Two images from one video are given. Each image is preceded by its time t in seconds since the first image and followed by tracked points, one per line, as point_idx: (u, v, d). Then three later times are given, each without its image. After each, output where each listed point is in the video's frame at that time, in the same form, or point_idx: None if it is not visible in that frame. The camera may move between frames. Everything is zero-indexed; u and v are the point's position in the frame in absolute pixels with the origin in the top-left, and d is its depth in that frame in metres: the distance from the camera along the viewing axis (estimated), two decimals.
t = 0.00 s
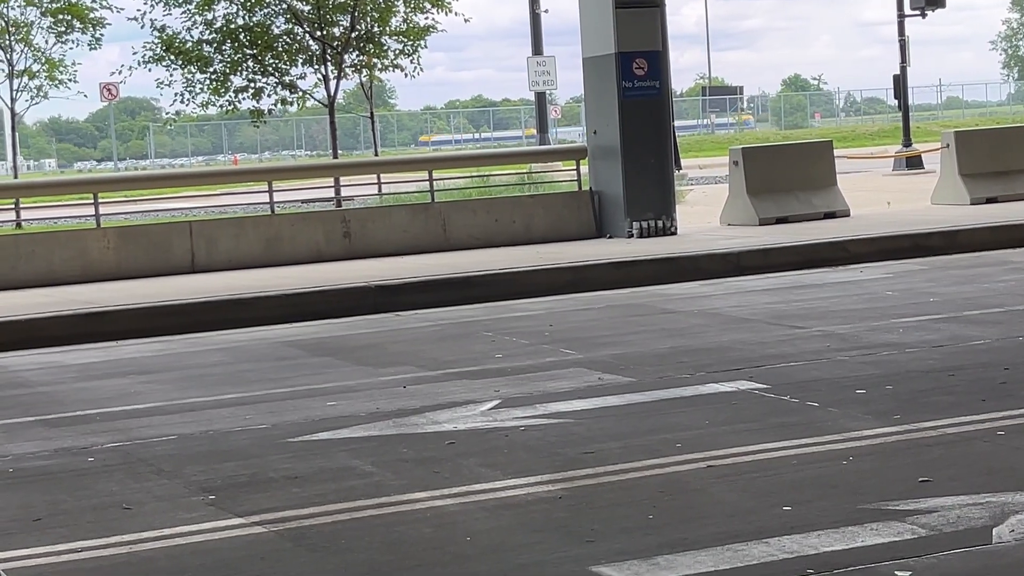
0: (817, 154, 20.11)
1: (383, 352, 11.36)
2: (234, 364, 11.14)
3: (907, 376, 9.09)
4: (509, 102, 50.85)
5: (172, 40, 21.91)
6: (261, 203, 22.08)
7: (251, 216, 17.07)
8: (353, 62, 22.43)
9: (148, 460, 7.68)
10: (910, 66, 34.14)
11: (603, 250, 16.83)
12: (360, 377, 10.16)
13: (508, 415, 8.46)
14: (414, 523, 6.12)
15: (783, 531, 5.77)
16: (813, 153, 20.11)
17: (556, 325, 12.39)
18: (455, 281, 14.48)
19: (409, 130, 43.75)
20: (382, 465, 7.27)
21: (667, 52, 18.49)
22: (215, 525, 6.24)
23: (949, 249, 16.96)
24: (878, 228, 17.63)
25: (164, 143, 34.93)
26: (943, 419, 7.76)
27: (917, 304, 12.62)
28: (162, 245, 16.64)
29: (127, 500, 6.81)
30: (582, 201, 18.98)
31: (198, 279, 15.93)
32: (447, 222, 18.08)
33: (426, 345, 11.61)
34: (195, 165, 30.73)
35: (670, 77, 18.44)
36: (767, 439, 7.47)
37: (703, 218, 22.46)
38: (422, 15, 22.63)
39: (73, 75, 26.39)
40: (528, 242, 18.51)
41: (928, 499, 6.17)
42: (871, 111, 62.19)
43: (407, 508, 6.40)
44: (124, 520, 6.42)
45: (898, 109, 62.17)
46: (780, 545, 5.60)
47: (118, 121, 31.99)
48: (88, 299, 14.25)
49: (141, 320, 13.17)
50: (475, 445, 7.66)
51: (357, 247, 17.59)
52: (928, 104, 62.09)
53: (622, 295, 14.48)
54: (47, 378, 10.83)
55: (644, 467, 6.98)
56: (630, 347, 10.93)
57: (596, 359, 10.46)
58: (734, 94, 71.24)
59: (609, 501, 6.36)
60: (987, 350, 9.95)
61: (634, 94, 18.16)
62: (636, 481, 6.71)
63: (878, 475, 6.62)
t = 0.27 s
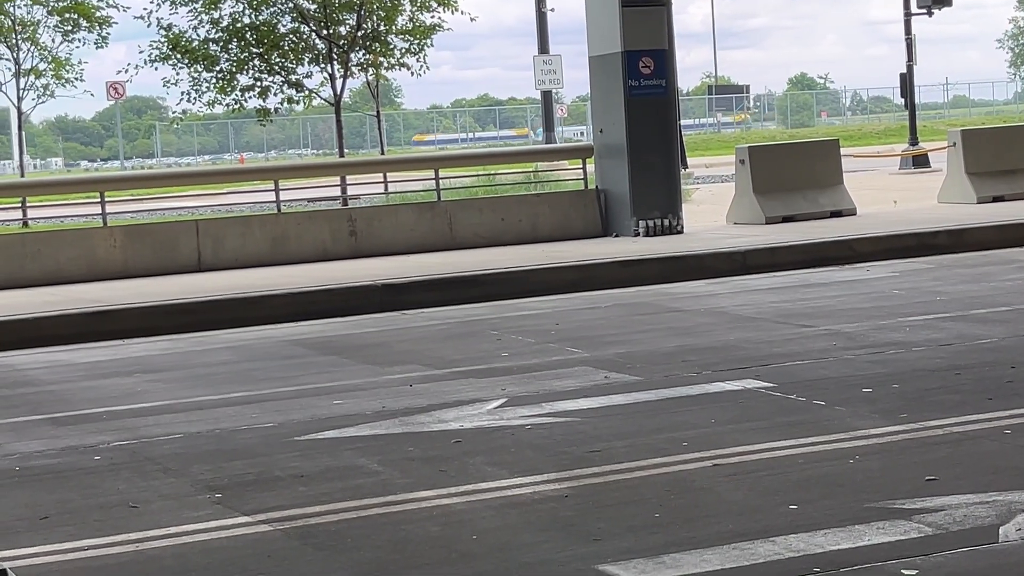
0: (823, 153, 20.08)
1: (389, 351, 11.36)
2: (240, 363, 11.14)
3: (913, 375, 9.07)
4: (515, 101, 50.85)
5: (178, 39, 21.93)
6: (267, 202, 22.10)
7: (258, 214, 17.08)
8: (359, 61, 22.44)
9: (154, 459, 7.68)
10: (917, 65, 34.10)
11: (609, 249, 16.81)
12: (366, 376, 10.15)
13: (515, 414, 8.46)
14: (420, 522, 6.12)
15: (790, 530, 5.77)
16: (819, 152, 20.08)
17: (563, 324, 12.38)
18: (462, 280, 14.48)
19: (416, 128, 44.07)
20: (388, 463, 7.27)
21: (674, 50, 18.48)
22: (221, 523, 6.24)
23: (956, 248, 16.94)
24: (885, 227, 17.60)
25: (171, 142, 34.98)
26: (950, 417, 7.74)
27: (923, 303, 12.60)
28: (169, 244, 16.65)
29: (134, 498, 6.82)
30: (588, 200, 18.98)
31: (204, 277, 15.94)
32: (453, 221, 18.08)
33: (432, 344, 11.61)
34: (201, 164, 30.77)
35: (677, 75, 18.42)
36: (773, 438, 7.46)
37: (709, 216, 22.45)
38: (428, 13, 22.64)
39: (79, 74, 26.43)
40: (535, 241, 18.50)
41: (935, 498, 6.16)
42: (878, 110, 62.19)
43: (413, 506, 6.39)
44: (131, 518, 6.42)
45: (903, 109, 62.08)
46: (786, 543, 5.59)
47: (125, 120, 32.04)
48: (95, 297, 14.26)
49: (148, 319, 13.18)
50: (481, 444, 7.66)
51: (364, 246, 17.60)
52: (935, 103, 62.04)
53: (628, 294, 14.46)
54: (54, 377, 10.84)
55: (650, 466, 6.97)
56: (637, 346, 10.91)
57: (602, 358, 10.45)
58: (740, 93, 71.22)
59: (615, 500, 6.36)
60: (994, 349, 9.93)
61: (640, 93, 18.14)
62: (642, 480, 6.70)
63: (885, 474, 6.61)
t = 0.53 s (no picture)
0: (829, 153, 20.07)
1: (395, 350, 11.36)
2: (246, 362, 11.14)
3: (920, 375, 9.06)
4: (521, 100, 50.86)
5: (185, 38, 21.95)
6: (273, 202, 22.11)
7: (264, 214, 17.09)
8: (365, 61, 22.44)
9: (160, 459, 7.69)
10: (923, 65, 34.06)
11: (615, 249, 16.81)
12: (372, 376, 10.15)
13: (521, 414, 8.46)
14: (426, 522, 6.12)
15: (797, 530, 5.76)
16: (825, 152, 20.08)
17: (569, 324, 12.37)
18: (468, 279, 14.48)
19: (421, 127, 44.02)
20: (394, 463, 7.27)
21: (680, 50, 18.47)
22: (228, 523, 6.25)
23: (962, 247, 16.91)
24: (892, 227, 17.58)
25: (177, 141, 35.01)
26: (957, 417, 7.72)
27: (930, 303, 12.58)
28: (175, 243, 16.67)
29: (140, 498, 6.83)
30: (594, 199, 18.97)
31: (210, 277, 15.96)
32: (460, 221, 18.08)
33: (438, 343, 11.62)
34: (207, 164, 30.81)
35: (683, 75, 18.41)
36: (779, 438, 7.45)
37: (715, 216, 22.44)
38: (434, 13, 22.64)
39: (86, 74, 26.47)
40: (541, 241, 18.50)
41: (942, 497, 6.15)
42: (884, 110, 62.17)
43: (419, 506, 6.39)
44: (137, 518, 6.43)
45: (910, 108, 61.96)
46: (793, 543, 5.58)
47: (131, 120, 32.08)
48: (101, 297, 14.28)
49: (154, 319, 13.19)
50: (487, 443, 7.65)
51: (370, 246, 17.60)
52: (942, 103, 61.96)
53: (634, 294, 14.45)
54: (61, 377, 10.86)
55: (656, 466, 6.97)
56: (643, 346, 10.91)
57: (608, 357, 10.44)
58: (747, 92, 71.20)
59: (621, 500, 6.35)
60: (1001, 349, 9.92)
61: (646, 92, 18.14)
62: (649, 480, 6.69)
63: (891, 473, 6.60)
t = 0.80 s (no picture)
0: (835, 153, 20.05)
1: (401, 351, 11.36)
2: (253, 363, 11.15)
3: (926, 375, 9.05)
4: (527, 101, 50.86)
5: (191, 39, 21.98)
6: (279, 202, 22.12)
7: (270, 214, 17.10)
8: (371, 61, 22.45)
9: (167, 459, 7.70)
10: (929, 65, 34.03)
11: (621, 249, 16.80)
12: (378, 376, 10.16)
13: (527, 414, 8.45)
14: (432, 522, 6.12)
15: (803, 531, 5.76)
16: (831, 152, 20.05)
17: (575, 324, 12.37)
18: (473, 279, 14.48)
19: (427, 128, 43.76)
20: (400, 464, 7.27)
21: (686, 50, 18.46)
22: (234, 523, 6.25)
23: (968, 248, 16.89)
24: (898, 227, 17.56)
25: (183, 142, 35.04)
26: (963, 418, 7.71)
27: (936, 303, 12.57)
28: (181, 244, 16.68)
29: (147, 498, 6.83)
30: (600, 200, 18.97)
31: (216, 277, 15.97)
32: (465, 221, 18.09)
33: (444, 344, 11.62)
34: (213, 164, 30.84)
35: (689, 75, 18.41)
36: (786, 438, 7.44)
37: (721, 216, 22.43)
38: (440, 14, 22.65)
39: (92, 74, 26.50)
40: (547, 241, 18.51)
41: (948, 498, 6.14)
42: (890, 110, 62.16)
43: (425, 507, 6.39)
44: (144, 518, 6.43)
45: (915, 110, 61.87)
46: (799, 544, 5.58)
47: (137, 120, 32.11)
48: (107, 297, 14.29)
49: (160, 319, 13.20)
50: (493, 444, 7.65)
51: (376, 246, 17.61)
52: (948, 103, 61.91)
53: (640, 294, 14.45)
54: (67, 377, 10.87)
55: (662, 467, 6.96)
56: (648, 346, 10.91)
57: (614, 358, 10.44)
58: (753, 93, 71.20)
59: (628, 501, 6.35)
60: (1007, 349, 9.90)
61: (652, 93, 18.13)
62: (655, 481, 6.69)
63: (897, 474, 6.59)
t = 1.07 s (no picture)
0: (841, 154, 20.04)
1: (407, 352, 11.37)
2: (259, 364, 11.15)
3: (932, 376, 9.04)
4: (533, 102, 50.85)
5: (197, 40, 21.99)
6: (285, 203, 22.12)
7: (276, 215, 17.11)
8: (377, 63, 22.45)
9: (172, 460, 7.70)
10: (935, 66, 34.00)
11: (627, 250, 16.79)
12: (384, 377, 10.16)
13: (533, 415, 8.45)
14: (438, 523, 6.12)
15: (809, 532, 5.75)
16: (837, 152, 20.04)
17: (581, 325, 12.37)
18: (479, 280, 14.49)
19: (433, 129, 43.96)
20: (406, 465, 7.27)
21: (691, 51, 18.46)
22: (241, 524, 6.26)
23: (975, 249, 16.87)
24: (904, 228, 17.55)
25: (189, 143, 35.06)
26: (969, 419, 7.71)
27: (943, 304, 12.55)
28: (187, 245, 16.68)
29: (153, 499, 6.83)
30: (606, 200, 18.96)
31: (223, 279, 15.97)
32: (471, 222, 18.09)
33: (450, 345, 11.62)
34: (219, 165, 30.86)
35: (695, 76, 18.40)
36: (792, 439, 7.44)
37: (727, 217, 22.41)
38: (446, 14, 22.66)
39: (98, 76, 26.52)
40: (553, 242, 18.51)
41: (955, 498, 6.14)
42: (896, 110, 62.20)
43: (431, 507, 6.39)
44: (150, 519, 6.44)
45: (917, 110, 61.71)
46: (805, 545, 5.58)
47: (143, 122, 32.14)
48: (114, 298, 14.30)
49: (167, 320, 13.21)
50: (499, 445, 7.65)
51: (381, 247, 17.61)
52: (955, 104, 61.86)
53: (646, 295, 14.45)
54: (74, 378, 10.88)
55: (668, 467, 6.96)
56: (654, 347, 10.91)
57: (620, 359, 10.44)
58: (759, 93, 71.16)
59: (633, 502, 6.35)
60: (1013, 350, 9.89)
61: (658, 94, 18.12)
62: (661, 481, 6.69)
63: (903, 475, 6.59)
